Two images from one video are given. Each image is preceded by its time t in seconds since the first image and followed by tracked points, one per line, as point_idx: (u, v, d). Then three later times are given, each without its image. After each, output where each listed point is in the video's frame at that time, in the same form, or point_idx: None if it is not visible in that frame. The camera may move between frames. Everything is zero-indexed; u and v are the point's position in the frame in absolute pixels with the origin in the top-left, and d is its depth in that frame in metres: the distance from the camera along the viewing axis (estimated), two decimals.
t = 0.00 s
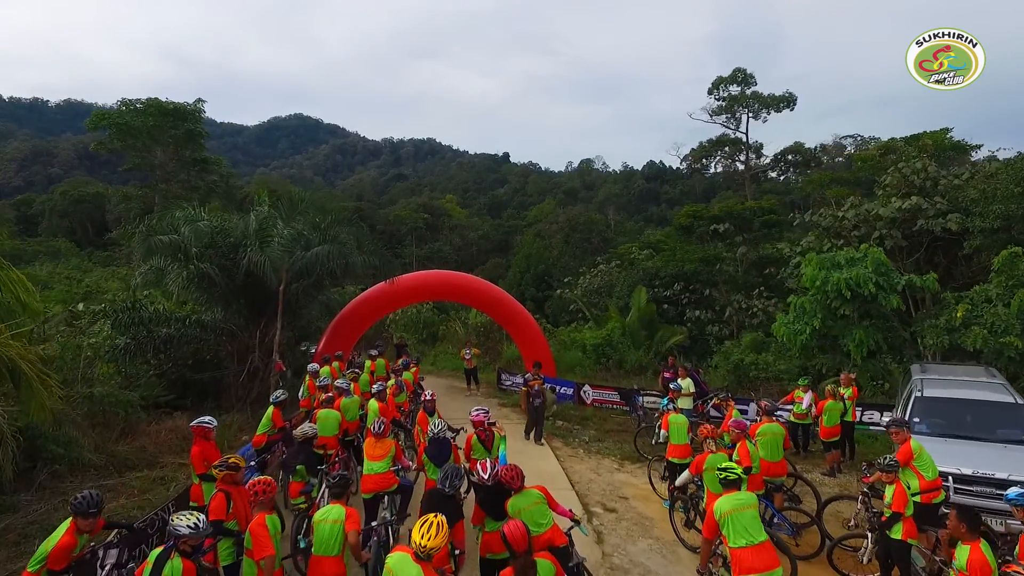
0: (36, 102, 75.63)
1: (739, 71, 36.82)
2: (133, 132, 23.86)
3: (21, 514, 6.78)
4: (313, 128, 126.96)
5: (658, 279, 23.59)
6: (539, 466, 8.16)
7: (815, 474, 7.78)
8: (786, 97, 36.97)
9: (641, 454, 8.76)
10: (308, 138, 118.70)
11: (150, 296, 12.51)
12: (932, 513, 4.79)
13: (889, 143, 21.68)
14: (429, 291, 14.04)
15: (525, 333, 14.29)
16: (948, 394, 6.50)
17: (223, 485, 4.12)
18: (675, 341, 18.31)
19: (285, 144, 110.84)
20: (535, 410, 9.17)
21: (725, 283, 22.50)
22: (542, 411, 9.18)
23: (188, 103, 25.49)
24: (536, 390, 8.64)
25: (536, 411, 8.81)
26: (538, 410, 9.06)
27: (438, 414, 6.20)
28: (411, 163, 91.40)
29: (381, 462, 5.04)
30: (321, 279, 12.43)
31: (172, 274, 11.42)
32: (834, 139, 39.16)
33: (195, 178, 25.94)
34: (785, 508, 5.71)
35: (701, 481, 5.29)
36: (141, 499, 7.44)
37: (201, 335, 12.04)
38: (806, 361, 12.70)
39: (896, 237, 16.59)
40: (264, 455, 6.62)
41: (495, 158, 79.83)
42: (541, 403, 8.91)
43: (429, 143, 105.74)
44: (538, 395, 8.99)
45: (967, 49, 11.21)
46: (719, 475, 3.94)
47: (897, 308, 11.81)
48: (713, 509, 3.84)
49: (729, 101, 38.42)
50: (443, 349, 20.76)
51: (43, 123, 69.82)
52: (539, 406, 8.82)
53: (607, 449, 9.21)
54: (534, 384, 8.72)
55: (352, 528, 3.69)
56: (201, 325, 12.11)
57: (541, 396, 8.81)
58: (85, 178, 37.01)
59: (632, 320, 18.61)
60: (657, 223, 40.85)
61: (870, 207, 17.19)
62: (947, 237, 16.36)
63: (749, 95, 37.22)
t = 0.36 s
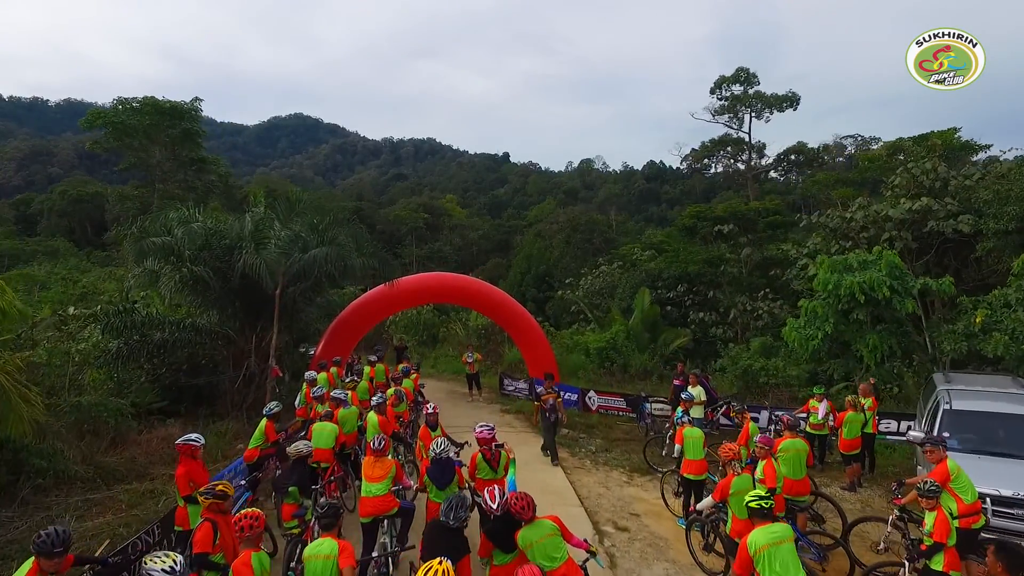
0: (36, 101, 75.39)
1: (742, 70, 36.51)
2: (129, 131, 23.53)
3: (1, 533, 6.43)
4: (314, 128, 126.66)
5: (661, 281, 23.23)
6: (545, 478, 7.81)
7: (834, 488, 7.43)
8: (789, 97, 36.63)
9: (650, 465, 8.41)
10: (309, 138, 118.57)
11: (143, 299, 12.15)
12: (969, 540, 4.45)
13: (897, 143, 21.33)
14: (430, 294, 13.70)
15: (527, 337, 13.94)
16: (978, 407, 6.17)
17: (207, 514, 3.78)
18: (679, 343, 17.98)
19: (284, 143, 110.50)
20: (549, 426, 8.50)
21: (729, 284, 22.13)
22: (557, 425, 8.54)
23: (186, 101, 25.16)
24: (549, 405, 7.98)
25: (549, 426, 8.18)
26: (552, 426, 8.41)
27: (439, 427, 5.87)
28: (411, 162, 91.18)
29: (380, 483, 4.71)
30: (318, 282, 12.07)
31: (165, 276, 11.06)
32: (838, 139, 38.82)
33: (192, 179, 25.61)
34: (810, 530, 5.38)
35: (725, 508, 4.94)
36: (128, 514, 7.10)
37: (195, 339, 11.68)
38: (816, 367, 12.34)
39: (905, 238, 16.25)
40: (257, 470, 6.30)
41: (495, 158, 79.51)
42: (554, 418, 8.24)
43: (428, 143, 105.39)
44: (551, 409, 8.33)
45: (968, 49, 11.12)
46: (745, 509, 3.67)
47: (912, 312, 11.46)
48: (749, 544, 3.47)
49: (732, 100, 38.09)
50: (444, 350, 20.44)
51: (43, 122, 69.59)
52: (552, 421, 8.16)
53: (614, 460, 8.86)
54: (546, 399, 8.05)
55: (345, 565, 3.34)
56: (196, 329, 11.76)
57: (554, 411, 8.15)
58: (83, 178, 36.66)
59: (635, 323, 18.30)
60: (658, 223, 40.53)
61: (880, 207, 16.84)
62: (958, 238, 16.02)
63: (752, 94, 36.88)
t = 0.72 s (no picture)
0: (36, 100, 75.11)
1: (745, 69, 36.12)
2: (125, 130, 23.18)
3: None
4: (314, 127, 126.30)
5: (664, 282, 22.88)
6: (553, 493, 7.43)
7: (856, 503, 7.08)
8: (793, 96, 36.29)
9: (662, 477, 8.05)
10: (309, 137, 118.24)
11: (137, 303, 11.84)
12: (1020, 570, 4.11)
13: (906, 142, 20.98)
14: (432, 296, 13.35)
15: (530, 340, 13.59)
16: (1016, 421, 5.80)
17: (190, 547, 3.44)
18: (684, 346, 17.65)
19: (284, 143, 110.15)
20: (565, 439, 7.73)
21: (734, 285, 21.71)
22: (575, 437, 7.76)
23: (183, 99, 24.80)
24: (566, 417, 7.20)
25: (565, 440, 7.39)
26: (569, 440, 7.64)
27: (444, 442, 5.53)
28: (411, 161, 90.85)
29: (381, 506, 4.35)
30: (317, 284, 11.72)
31: (158, 278, 10.75)
32: (842, 139, 38.42)
33: (189, 178, 25.26)
34: (839, 553, 5.04)
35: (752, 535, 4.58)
36: (115, 530, 6.77)
37: (190, 343, 11.37)
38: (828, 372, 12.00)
39: (917, 239, 15.90)
40: (252, 483, 5.99)
41: (495, 158, 79.13)
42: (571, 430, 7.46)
43: (428, 142, 104.99)
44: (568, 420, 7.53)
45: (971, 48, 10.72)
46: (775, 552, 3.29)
47: (928, 317, 11.12)
48: None
49: (735, 99, 37.71)
50: (445, 352, 20.12)
51: (43, 121, 69.31)
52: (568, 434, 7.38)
53: (623, 471, 8.51)
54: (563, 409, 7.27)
55: None
56: (191, 332, 11.43)
57: (571, 423, 7.34)
58: (81, 177, 36.36)
59: (639, 325, 17.94)
60: (660, 223, 40.18)
61: (889, 208, 16.50)
62: (971, 240, 15.67)
63: (755, 93, 36.50)
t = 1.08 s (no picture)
0: (36, 100, 74.91)
1: (748, 69, 35.78)
2: (121, 128, 22.81)
3: None
4: (314, 126, 126.02)
5: (668, 283, 22.50)
6: (562, 508, 7.07)
7: (882, 519, 6.73)
8: (797, 95, 35.94)
9: (675, 490, 7.68)
10: (308, 137, 117.97)
11: (130, 305, 11.48)
12: None
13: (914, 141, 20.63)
14: (433, 298, 12.99)
15: (534, 344, 13.26)
16: None
17: None
18: (689, 349, 17.29)
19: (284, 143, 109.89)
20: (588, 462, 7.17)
21: (738, 287, 21.18)
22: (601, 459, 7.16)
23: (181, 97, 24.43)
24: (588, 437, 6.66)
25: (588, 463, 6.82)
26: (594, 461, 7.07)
27: (448, 457, 5.16)
28: (411, 161, 90.55)
29: (380, 533, 4.00)
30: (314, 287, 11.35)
31: (150, 280, 10.38)
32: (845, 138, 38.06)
33: (186, 177, 24.91)
34: None
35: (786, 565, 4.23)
36: (99, 548, 6.40)
37: (184, 346, 11.01)
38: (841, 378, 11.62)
39: (928, 241, 15.53)
40: (244, 498, 5.64)
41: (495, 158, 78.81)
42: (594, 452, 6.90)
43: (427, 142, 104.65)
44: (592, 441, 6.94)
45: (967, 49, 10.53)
46: None
47: (946, 321, 10.75)
48: None
49: (738, 98, 37.35)
50: (445, 353, 19.75)
51: (43, 121, 69.03)
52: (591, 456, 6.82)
53: (634, 483, 8.13)
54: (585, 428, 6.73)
55: None
56: (185, 336, 11.07)
57: (593, 445, 6.81)
58: (79, 176, 36.07)
59: (644, 327, 17.56)
60: (662, 224, 39.82)
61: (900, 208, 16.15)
62: (984, 241, 15.31)
63: (758, 93, 36.17)
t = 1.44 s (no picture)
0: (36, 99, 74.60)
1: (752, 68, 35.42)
2: (117, 127, 22.43)
3: None
4: (313, 126, 125.69)
5: (672, 283, 22.10)
6: (573, 526, 6.68)
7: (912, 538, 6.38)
8: (800, 95, 35.58)
9: (691, 505, 7.29)
10: (308, 136, 117.60)
11: (123, 308, 11.12)
12: None
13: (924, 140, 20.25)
14: (434, 300, 12.62)
15: (538, 347, 12.89)
16: None
17: None
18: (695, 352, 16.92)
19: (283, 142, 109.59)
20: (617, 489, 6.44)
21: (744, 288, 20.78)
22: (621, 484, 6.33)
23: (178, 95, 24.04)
24: (614, 460, 6.03)
25: (613, 490, 6.14)
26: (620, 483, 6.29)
27: (453, 477, 4.80)
28: (410, 161, 90.19)
29: (380, 566, 3.64)
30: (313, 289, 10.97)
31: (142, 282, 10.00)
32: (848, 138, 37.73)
33: (184, 176, 24.54)
34: None
35: None
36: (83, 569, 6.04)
37: (178, 351, 10.64)
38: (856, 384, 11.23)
39: (941, 242, 15.15)
40: (235, 520, 5.28)
41: (495, 158, 78.42)
42: (620, 477, 6.24)
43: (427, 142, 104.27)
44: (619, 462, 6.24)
45: (968, 48, 10.21)
46: None
47: (966, 325, 10.36)
48: None
49: (741, 98, 37.01)
50: (446, 355, 19.39)
51: (43, 120, 68.65)
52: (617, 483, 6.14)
53: (647, 496, 7.76)
54: (609, 451, 6.10)
55: None
56: (179, 340, 10.69)
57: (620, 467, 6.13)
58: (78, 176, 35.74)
59: (650, 329, 17.19)
60: (664, 224, 39.44)
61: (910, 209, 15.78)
62: (998, 243, 14.93)
63: (761, 92, 35.82)
